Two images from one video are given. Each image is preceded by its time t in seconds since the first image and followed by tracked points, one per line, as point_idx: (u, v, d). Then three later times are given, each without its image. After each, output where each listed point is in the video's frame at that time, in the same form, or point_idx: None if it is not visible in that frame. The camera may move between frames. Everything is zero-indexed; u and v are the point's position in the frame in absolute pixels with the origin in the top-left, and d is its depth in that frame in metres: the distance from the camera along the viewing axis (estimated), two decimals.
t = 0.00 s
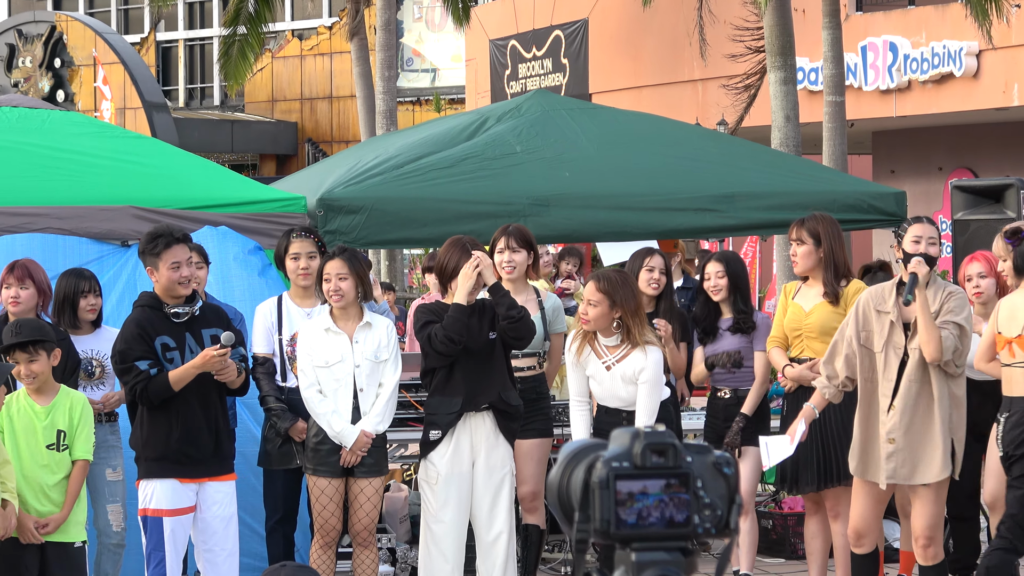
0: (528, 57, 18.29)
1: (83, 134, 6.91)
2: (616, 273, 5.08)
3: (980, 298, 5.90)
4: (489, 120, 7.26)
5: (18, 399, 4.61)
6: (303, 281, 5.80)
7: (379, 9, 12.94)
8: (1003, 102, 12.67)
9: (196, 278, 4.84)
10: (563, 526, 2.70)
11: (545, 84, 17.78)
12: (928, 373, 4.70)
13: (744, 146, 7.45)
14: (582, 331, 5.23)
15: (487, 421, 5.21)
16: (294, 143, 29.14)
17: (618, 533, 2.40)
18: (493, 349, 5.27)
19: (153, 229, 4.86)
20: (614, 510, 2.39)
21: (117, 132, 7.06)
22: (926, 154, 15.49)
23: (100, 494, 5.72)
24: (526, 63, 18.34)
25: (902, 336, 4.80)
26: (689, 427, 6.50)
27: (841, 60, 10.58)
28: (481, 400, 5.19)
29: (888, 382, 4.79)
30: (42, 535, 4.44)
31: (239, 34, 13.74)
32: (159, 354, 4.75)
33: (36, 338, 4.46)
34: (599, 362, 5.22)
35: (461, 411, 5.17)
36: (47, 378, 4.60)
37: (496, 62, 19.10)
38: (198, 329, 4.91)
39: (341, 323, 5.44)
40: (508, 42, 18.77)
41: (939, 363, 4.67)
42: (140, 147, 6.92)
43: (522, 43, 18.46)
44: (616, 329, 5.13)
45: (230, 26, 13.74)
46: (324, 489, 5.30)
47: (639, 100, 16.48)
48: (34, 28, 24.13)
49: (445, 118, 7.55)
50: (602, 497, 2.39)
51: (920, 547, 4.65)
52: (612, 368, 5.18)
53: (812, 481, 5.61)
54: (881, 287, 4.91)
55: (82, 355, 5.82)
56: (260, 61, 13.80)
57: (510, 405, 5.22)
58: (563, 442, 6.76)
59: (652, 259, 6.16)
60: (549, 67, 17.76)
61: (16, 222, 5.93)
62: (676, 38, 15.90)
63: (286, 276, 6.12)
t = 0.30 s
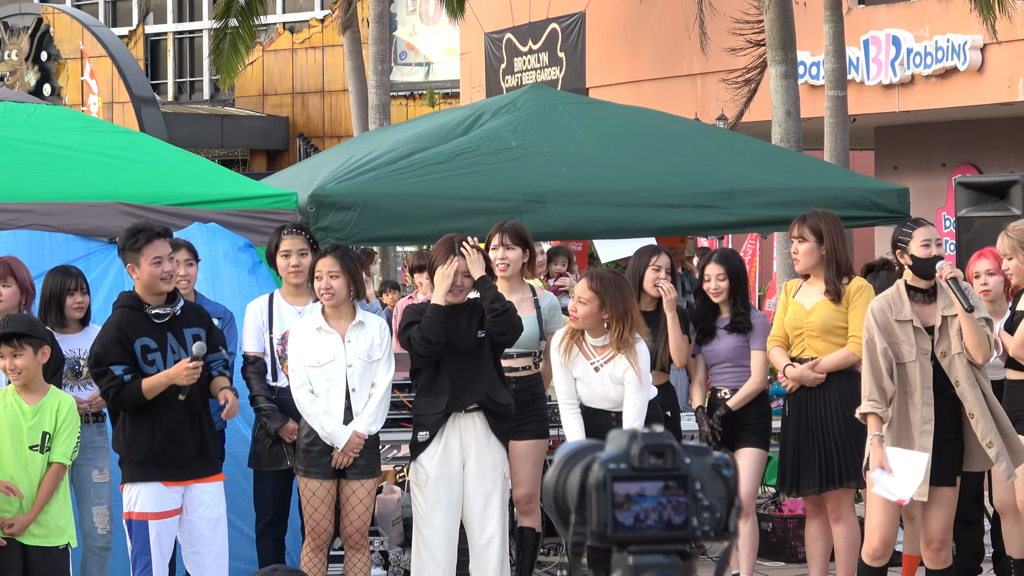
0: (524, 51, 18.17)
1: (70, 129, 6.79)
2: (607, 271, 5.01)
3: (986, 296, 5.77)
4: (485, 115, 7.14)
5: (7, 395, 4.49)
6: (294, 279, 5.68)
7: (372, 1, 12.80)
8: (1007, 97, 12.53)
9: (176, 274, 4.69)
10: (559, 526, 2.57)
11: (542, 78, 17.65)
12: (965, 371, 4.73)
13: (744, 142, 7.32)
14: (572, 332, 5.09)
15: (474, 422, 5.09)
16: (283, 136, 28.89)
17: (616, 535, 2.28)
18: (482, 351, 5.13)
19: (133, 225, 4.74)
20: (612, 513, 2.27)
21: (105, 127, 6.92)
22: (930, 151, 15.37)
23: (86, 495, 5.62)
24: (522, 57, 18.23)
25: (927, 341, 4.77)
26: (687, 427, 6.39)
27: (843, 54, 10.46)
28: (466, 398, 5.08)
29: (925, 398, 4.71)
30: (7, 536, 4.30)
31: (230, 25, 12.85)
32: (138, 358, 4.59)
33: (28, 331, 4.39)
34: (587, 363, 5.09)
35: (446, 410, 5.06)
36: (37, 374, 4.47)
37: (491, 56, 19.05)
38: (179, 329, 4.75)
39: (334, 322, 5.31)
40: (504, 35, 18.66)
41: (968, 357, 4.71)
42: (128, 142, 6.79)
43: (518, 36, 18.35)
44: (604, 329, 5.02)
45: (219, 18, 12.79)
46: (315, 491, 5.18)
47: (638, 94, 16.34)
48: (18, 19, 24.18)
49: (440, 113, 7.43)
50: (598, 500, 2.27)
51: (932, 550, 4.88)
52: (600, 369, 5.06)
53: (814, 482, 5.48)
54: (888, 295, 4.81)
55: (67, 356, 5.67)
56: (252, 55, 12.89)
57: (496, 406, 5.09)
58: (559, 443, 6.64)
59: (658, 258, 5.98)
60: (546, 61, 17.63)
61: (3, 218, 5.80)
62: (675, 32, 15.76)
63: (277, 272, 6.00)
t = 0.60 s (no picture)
0: (528, 45, 18.08)
1: (64, 124, 6.66)
2: (590, 267, 4.82)
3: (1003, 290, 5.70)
4: (487, 110, 7.02)
5: None
6: (294, 276, 5.55)
7: None
8: (1019, 91, 12.39)
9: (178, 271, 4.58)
10: (563, 528, 2.56)
11: (545, 72, 17.54)
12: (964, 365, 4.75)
13: (751, 138, 7.20)
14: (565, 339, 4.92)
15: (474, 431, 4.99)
16: (283, 133, 28.77)
17: (621, 537, 2.28)
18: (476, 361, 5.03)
19: (131, 221, 4.62)
20: (616, 514, 2.28)
21: (101, 122, 6.80)
22: (941, 147, 15.26)
23: (80, 498, 5.52)
24: (525, 50, 18.13)
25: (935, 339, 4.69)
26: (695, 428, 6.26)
27: (853, 46, 10.34)
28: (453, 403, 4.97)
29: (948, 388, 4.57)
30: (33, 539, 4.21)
31: (228, 18, 12.69)
32: (137, 360, 4.48)
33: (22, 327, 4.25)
34: (586, 366, 4.94)
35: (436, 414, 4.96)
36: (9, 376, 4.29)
37: (494, 49, 18.97)
38: (179, 328, 4.62)
39: (334, 321, 5.18)
40: (507, 28, 18.58)
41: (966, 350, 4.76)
42: (124, 137, 6.66)
43: (521, 30, 18.25)
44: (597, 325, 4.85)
45: (217, 11, 12.64)
46: (315, 493, 5.04)
47: (643, 88, 16.22)
48: (14, 12, 24.25)
49: (441, 108, 7.30)
50: (602, 502, 2.28)
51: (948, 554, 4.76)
52: (601, 369, 4.93)
53: (825, 484, 5.37)
54: (896, 292, 4.62)
55: (63, 354, 5.59)
56: (251, 48, 12.78)
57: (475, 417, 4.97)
58: (564, 444, 6.51)
59: (669, 255, 5.88)
60: (549, 55, 17.52)
61: None
62: (681, 26, 15.63)
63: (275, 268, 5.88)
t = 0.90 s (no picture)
0: (528, 41, 17.95)
1: (56, 122, 6.53)
2: (585, 274, 4.74)
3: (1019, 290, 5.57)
4: (487, 108, 6.90)
5: None
6: (290, 279, 5.43)
7: None
8: None
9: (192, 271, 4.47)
10: (564, 535, 2.41)
11: (546, 69, 17.43)
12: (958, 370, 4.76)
13: (756, 137, 7.08)
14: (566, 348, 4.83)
15: (485, 442, 4.86)
16: (280, 131, 28.62)
17: (622, 545, 2.16)
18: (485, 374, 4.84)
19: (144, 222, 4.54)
20: (619, 521, 2.16)
21: (93, 121, 6.67)
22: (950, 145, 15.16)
23: (71, 503, 5.41)
24: (525, 47, 18.01)
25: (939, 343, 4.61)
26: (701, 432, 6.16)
27: (860, 43, 10.22)
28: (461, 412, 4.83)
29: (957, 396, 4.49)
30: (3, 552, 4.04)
31: (222, 14, 12.61)
32: (147, 362, 4.38)
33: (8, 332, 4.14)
34: (593, 375, 4.82)
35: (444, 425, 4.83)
36: None
37: (493, 45, 18.83)
38: (193, 330, 4.50)
39: (330, 323, 5.05)
40: (507, 24, 18.45)
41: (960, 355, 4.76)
42: (118, 137, 6.53)
43: (521, 26, 18.12)
44: (592, 330, 4.73)
45: (212, 7, 12.54)
46: (312, 498, 4.92)
47: (645, 85, 16.09)
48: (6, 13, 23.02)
49: (440, 106, 7.19)
50: (605, 507, 2.16)
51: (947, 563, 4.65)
52: (608, 377, 4.79)
53: (831, 488, 5.24)
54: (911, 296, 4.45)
55: (54, 356, 5.47)
56: (245, 45, 12.68)
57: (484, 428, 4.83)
58: (566, 448, 6.40)
59: (673, 255, 5.73)
60: (550, 52, 17.41)
61: None
62: (684, 22, 15.52)
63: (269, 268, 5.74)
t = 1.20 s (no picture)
0: (527, 36, 17.83)
1: (44, 118, 6.42)
2: (605, 271, 4.61)
3: None
4: (485, 104, 6.79)
5: None
6: (285, 278, 5.30)
7: None
8: None
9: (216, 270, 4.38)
10: (563, 541, 2.28)
11: (547, 64, 17.32)
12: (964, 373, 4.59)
13: (759, 133, 6.96)
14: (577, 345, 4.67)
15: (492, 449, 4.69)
16: (273, 126, 28.13)
17: (622, 550, 2.04)
18: (490, 381, 4.74)
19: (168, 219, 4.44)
20: (619, 526, 2.04)
21: (84, 117, 6.54)
22: (959, 141, 15.07)
23: (58, 508, 5.29)
24: (524, 42, 17.90)
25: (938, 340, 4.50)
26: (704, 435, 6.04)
27: (866, 37, 10.10)
28: (465, 417, 4.74)
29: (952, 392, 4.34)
30: None
31: (216, 8, 12.53)
32: (172, 362, 4.25)
33: None
34: (605, 375, 4.68)
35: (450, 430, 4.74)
36: None
37: (492, 40, 18.69)
38: (215, 330, 4.39)
39: (324, 324, 4.91)
40: (506, 19, 18.32)
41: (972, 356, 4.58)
42: (108, 134, 6.41)
43: (520, 20, 17.99)
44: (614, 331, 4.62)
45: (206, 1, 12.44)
46: (306, 502, 4.79)
47: (647, 81, 15.97)
48: None
49: (438, 102, 7.08)
50: (605, 512, 2.04)
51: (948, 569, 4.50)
52: (621, 378, 4.66)
53: (835, 493, 5.12)
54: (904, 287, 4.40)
55: (44, 356, 5.35)
56: (239, 40, 12.59)
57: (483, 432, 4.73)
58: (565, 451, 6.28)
59: (675, 254, 5.61)
60: (550, 47, 17.30)
61: None
62: (686, 17, 15.41)
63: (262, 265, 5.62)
